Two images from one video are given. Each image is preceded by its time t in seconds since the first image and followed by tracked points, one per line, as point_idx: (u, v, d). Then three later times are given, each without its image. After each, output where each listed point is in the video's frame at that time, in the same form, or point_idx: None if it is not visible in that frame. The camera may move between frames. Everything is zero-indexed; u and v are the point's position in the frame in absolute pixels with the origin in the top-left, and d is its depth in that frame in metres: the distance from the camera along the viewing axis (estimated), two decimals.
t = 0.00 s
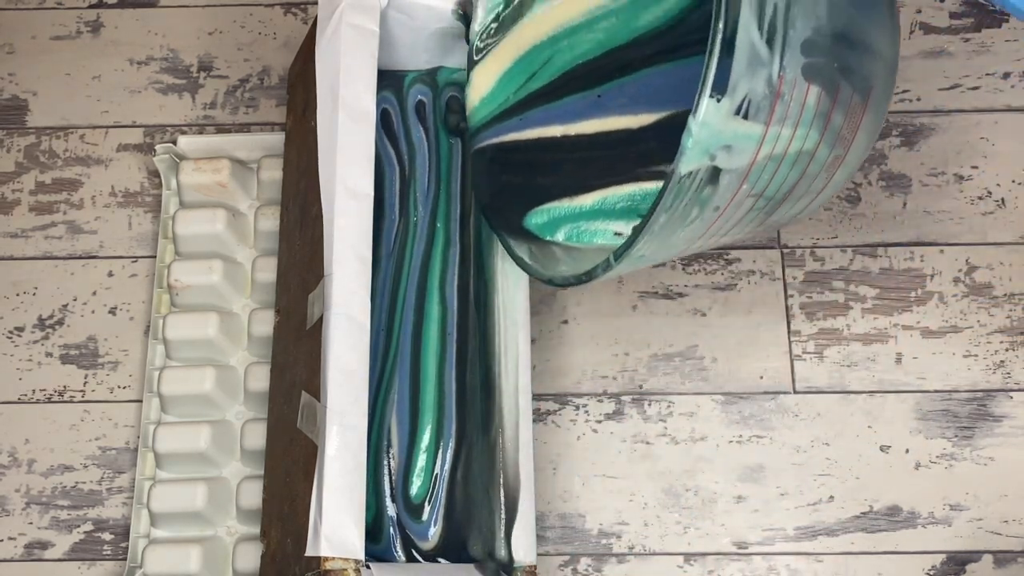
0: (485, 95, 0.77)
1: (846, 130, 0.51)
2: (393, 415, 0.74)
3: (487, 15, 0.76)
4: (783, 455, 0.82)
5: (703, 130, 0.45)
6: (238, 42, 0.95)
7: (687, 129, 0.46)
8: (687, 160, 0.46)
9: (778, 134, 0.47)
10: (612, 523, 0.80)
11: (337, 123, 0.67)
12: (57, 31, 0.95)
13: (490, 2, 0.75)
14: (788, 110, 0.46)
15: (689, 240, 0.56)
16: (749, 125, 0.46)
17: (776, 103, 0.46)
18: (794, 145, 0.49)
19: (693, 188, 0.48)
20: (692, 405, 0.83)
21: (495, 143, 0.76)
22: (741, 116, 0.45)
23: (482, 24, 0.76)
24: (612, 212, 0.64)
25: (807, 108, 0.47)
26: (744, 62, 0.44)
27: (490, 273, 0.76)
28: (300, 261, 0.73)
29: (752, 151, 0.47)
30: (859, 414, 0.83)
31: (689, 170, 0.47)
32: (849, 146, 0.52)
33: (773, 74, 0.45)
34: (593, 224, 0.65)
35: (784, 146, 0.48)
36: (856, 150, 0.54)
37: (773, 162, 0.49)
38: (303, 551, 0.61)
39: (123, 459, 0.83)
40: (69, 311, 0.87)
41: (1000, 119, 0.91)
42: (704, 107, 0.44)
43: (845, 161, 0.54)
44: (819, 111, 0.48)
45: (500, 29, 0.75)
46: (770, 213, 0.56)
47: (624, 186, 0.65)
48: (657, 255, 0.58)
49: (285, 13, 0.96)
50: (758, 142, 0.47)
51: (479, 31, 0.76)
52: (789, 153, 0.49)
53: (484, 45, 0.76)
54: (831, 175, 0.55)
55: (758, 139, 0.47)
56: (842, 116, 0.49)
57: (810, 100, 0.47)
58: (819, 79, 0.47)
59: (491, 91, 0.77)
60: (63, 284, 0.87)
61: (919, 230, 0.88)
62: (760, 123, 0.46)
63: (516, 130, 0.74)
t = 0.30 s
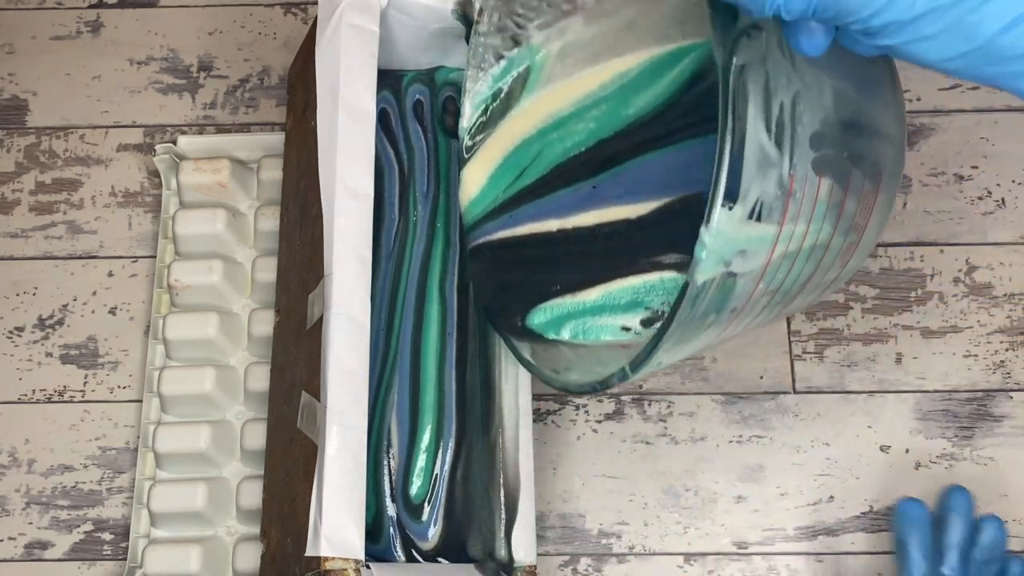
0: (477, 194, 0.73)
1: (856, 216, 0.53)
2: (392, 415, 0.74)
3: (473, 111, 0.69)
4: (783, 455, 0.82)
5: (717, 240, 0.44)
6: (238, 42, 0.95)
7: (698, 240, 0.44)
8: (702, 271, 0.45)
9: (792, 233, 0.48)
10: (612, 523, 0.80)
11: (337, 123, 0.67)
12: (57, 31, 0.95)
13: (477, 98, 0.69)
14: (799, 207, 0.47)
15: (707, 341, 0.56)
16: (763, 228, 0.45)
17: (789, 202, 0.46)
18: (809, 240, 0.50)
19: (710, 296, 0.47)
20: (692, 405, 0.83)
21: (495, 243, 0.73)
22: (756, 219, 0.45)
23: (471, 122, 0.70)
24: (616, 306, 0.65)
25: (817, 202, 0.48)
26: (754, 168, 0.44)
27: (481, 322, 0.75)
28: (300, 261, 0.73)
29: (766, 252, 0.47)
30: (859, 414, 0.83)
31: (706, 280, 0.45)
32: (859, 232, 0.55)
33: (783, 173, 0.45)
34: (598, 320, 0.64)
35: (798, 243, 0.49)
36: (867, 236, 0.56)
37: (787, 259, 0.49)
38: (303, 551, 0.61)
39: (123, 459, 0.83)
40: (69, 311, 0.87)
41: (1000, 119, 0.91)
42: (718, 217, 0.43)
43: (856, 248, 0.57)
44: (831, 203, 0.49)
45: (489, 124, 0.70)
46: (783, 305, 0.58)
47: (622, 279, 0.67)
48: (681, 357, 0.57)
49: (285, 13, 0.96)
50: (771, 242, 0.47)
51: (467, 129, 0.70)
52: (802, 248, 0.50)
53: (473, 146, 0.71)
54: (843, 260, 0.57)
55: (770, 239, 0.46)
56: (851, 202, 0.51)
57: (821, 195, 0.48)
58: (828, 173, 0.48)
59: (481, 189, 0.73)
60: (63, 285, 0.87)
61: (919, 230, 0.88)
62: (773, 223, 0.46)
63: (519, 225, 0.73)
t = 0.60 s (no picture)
0: (468, 297, 0.75)
1: (868, 316, 0.52)
2: (392, 416, 0.74)
3: (461, 215, 0.75)
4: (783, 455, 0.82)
5: (734, 366, 0.43)
6: (238, 42, 0.95)
7: (712, 368, 0.43)
8: (719, 400, 0.44)
9: (805, 346, 0.47)
10: (612, 523, 0.80)
11: (337, 123, 0.67)
12: (57, 31, 0.95)
13: (468, 195, 0.75)
14: (810, 321, 0.46)
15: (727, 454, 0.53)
16: (776, 347, 0.45)
17: (801, 317, 0.45)
18: (818, 350, 0.49)
19: (726, 418, 0.46)
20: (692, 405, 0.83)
21: (487, 345, 0.73)
22: (770, 340, 0.44)
23: (457, 224, 0.75)
24: (617, 416, 0.65)
25: (826, 313, 0.47)
26: (766, 289, 0.43)
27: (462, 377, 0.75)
28: (300, 261, 0.73)
29: (781, 369, 0.46)
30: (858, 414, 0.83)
31: (724, 406, 0.45)
32: (869, 330, 0.54)
33: (794, 290, 0.44)
34: (600, 430, 0.65)
35: (812, 355, 0.48)
36: (880, 327, 0.55)
37: (802, 372, 0.48)
38: (303, 551, 0.61)
39: (123, 459, 0.83)
40: (69, 312, 0.87)
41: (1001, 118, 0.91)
42: (732, 343, 0.43)
43: (873, 338, 0.55)
44: (843, 310, 0.49)
45: (476, 225, 0.75)
46: (800, 409, 0.55)
47: (621, 385, 0.67)
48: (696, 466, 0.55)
49: (285, 13, 0.96)
50: (785, 360, 0.46)
51: (454, 232, 0.75)
52: (816, 359, 0.49)
53: (461, 246, 0.75)
54: (857, 360, 0.55)
55: (785, 357, 0.46)
56: (861, 306, 0.51)
57: (831, 306, 0.48)
58: (836, 283, 0.47)
59: (471, 294, 0.75)
60: (63, 285, 0.87)
61: (919, 230, 0.88)
62: (786, 342, 0.45)
63: (507, 329, 0.72)
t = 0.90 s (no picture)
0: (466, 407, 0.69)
1: (891, 417, 0.48)
2: (391, 417, 0.74)
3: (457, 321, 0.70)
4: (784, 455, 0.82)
5: (757, 493, 0.39)
6: (238, 42, 0.95)
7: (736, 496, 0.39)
8: (746, 526, 0.40)
9: (830, 457, 0.43)
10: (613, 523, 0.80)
11: (337, 123, 0.67)
12: (57, 31, 0.95)
13: (463, 299, 0.70)
14: (833, 431, 0.42)
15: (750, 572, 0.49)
16: (800, 465, 0.41)
17: (824, 429, 0.42)
18: (845, 457, 0.45)
19: (754, 541, 0.42)
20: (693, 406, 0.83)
21: (488, 458, 0.68)
22: (794, 460, 0.40)
23: (454, 330, 0.70)
24: (631, 523, 0.57)
25: (849, 419, 0.44)
26: (787, 407, 0.39)
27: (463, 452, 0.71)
28: (300, 261, 0.73)
29: (806, 486, 0.42)
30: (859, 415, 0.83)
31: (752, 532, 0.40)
32: (894, 428, 0.50)
33: (815, 404, 0.41)
34: (615, 541, 0.57)
35: (836, 465, 0.44)
36: (903, 426, 0.51)
37: (827, 482, 0.44)
38: (303, 552, 0.61)
39: (123, 460, 0.83)
40: (68, 312, 0.87)
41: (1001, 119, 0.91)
42: (755, 470, 0.38)
43: (895, 439, 0.51)
44: (865, 414, 0.45)
45: (473, 328, 0.70)
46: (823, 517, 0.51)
47: (632, 491, 0.59)
48: None
49: (285, 13, 0.96)
50: (811, 475, 0.42)
51: (451, 339, 0.70)
52: (840, 468, 0.45)
53: (458, 350, 0.70)
54: (880, 461, 0.51)
55: (811, 472, 0.42)
56: (885, 405, 0.47)
57: (853, 411, 0.44)
58: (857, 386, 0.44)
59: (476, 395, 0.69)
60: (63, 285, 0.87)
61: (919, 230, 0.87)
62: (812, 457, 0.41)
63: (504, 439, 0.67)
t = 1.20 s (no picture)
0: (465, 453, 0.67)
1: (898, 464, 0.48)
2: (390, 417, 0.74)
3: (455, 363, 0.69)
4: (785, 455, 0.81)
5: (757, 550, 0.39)
6: (237, 42, 0.95)
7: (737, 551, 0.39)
8: None
9: (833, 508, 0.43)
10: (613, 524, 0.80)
11: (337, 123, 0.67)
12: (56, 31, 0.95)
13: (458, 347, 0.69)
14: (836, 482, 0.42)
15: None
16: (803, 518, 0.40)
17: (827, 481, 0.41)
18: (850, 507, 0.45)
19: None
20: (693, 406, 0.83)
21: (486, 508, 0.65)
22: (797, 514, 0.40)
23: (451, 378, 0.69)
24: None
25: (853, 469, 0.44)
26: (787, 461, 0.38)
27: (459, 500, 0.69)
28: (300, 260, 0.73)
29: (809, 538, 0.42)
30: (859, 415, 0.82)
31: None
32: (902, 474, 0.49)
33: (817, 457, 0.40)
34: None
35: (840, 514, 0.44)
36: (911, 470, 0.50)
37: (831, 533, 0.44)
38: (303, 552, 0.61)
39: (123, 460, 0.82)
40: (68, 311, 0.86)
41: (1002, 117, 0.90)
42: (756, 527, 0.38)
43: (903, 484, 0.50)
44: (870, 463, 0.45)
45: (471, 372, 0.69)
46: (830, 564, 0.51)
47: (629, 542, 0.59)
48: None
49: (285, 12, 0.96)
50: (815, 527, 0.42)
51: (447, 388, 0.69)
52: (845, 517, 0.45)
53: (457, 399, 0.69)
54: (889, 506, 0.51)
55: (815, 524, 0.42)
56: (892, 452, 0.47)
57: (857, 460, 0.44)
58: (861, 436, 0.44)
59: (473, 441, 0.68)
60: (62, 284, 0.87)
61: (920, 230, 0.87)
62: (815, 509, 0.41)
63: (498, 492, 0.65)
